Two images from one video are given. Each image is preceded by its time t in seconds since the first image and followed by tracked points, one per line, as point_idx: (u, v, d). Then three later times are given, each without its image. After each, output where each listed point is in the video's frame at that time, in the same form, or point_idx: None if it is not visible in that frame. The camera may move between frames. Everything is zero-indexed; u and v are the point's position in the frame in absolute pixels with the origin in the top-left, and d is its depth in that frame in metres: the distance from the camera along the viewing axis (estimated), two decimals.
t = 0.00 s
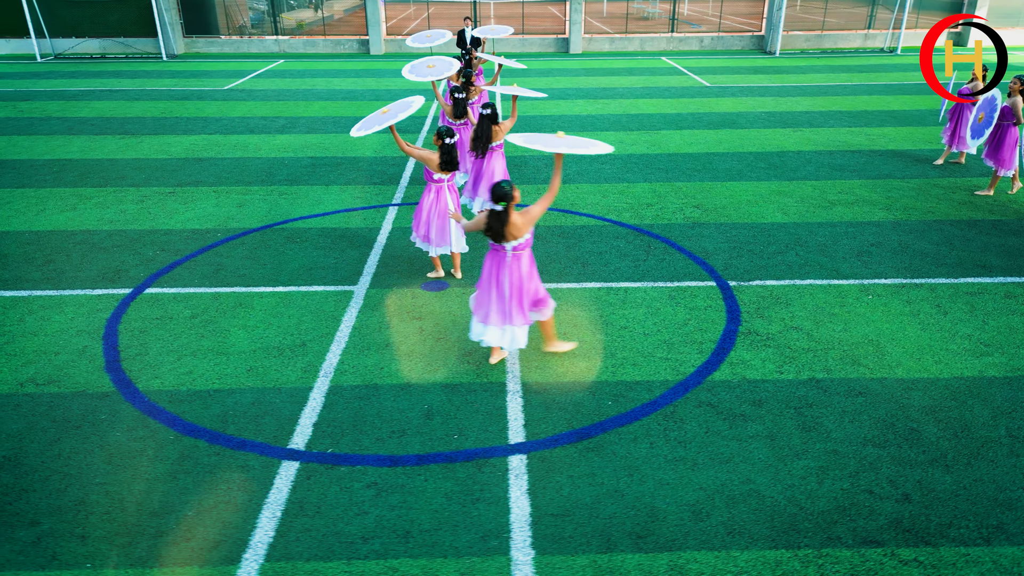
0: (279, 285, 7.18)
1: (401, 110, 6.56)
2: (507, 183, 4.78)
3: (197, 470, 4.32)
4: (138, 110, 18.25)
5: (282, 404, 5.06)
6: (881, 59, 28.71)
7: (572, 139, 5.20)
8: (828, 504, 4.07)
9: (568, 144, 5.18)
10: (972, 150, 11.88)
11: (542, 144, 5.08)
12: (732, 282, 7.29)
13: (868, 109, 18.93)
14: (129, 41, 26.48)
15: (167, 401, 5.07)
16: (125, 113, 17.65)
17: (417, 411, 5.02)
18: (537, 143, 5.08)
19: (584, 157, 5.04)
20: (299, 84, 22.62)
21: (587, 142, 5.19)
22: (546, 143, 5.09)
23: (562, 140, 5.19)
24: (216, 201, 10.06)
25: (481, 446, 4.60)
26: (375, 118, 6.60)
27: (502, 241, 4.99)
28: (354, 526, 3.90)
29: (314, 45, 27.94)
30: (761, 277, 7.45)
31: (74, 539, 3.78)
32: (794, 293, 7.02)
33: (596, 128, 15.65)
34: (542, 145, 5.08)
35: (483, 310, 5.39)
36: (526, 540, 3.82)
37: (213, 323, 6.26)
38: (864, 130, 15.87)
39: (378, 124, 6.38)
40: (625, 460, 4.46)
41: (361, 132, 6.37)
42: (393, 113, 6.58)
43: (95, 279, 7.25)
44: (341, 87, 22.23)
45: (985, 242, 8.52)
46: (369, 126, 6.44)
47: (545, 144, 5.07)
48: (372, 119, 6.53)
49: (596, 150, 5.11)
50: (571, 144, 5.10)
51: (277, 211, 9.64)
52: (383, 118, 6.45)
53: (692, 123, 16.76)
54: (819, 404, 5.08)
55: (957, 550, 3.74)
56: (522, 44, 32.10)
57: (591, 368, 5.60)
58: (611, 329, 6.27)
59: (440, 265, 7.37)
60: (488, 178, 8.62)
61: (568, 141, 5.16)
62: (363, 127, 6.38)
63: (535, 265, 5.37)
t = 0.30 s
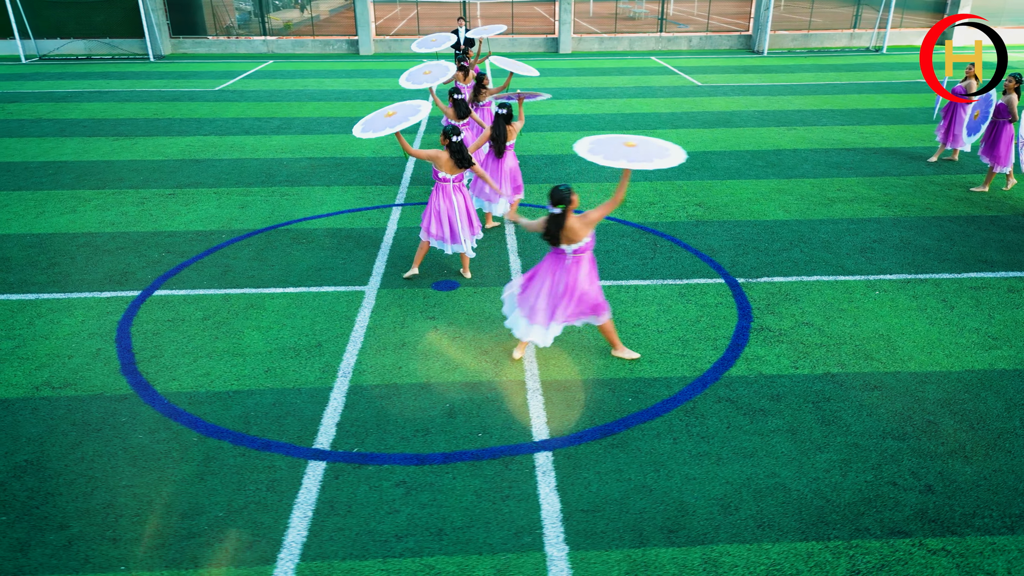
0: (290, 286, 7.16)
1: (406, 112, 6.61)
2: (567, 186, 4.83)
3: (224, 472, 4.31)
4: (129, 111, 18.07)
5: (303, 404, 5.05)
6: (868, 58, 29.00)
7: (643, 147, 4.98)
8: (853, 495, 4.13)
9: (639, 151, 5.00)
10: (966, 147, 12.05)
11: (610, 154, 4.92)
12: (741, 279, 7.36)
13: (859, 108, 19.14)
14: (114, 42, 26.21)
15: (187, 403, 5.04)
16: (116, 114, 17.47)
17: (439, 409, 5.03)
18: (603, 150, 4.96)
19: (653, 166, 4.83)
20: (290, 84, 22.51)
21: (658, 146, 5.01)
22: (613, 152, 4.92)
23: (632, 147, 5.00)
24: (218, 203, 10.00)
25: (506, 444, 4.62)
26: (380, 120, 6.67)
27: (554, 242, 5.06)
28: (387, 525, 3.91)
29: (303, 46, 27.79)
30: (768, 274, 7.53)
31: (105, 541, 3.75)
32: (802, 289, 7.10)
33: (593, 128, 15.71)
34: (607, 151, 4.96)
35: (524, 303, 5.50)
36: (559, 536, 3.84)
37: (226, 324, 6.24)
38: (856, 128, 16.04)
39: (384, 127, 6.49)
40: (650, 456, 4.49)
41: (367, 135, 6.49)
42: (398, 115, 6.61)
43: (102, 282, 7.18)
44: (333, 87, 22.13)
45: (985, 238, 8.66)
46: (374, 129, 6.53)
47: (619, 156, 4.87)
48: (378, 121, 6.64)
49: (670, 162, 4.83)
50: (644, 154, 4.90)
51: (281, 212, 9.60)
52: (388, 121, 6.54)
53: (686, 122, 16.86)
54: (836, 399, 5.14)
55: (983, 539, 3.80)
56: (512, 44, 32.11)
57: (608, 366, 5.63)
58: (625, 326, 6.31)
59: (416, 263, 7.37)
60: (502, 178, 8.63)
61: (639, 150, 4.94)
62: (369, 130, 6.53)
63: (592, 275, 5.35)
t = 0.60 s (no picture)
0: (297, 287, 7.14)
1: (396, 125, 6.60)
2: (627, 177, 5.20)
3: (247, 472, 4.30)
4: (118, 113, 17.90)
5: (321, 405, 5.05)
6: (853, 57, 29.29)
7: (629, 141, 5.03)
8: (873, 487, 4.19)
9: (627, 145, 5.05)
10: (957, 145, 12.23)
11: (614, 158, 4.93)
12: (746, 276, 7.44)
13: (848, 106, 19.34)
14: (99, 42, 25.93)
15: (204, 405, 5.02)
16: (106, 116, 17.29)
17: (457, 408, 5.05)
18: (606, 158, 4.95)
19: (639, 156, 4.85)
20: (281, 85, 22.39)
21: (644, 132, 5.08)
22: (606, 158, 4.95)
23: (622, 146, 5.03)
24: (217, 204, 9.94)
25: (527, 441, 4.64)
26: (369, 132, 6.58)
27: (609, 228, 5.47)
28: (415, 523, 3.92)
29: (290, 46, 27.65)
30: (772, 271, 7.60)
31: (132, 544, 3.73)
32: (807, 286, 7.18)
33: (587, 127, 15.77)
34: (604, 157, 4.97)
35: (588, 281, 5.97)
36: (587, 531, 3.87)
37: (236, 325, 6.21)
38: (847, 126, 16.21)
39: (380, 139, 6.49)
40: (671, 452, 4.53)
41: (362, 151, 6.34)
42: (390, 129, 6.56)
43: (106, 284, 7.11)
44: (324, 88, 22.03)
45: (981, 233, 8.79)
46: (369, 141, 6.43)
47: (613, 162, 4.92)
48: (370, 134, 6.53)
49: (652, 141, 4.85)
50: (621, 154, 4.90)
51: (282, 213, 9.56)
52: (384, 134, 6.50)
53: (679, 121, 16.96)
54: (849, 393, 5.22)
55: (1002, 527, 3.88)
56: (500, 44, 32.12)
57: (622, 363, 5.67)
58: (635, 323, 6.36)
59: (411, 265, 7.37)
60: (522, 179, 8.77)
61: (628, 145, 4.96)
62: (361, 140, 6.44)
63: (637, 277, 5.48)
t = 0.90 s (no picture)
0: (302, 288, 7.11)
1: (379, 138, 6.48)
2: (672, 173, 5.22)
3: (265, 474, 4.28)
4: (106, 114, 17.69)
5: (335, 406, 5.04)
6: (837, 56, 29.60)
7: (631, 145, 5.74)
8: (888, 480, 4.25)
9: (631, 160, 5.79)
10: (947, 142, 12.41)
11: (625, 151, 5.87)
12: (747, 273, 7.51)
13: (835, 105, 19.55)
14: (82, 43, 25.62)
15: (217, 407, 4.99)
16: (94, 118, 17.09)
17: (472, 406, 5.05)
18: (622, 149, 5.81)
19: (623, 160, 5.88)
20: (269, 86, 22.25)
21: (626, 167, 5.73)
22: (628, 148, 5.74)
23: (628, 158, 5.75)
24: (214, 206, 9.86)
25: (544, 439, 4.66)
26: (351, 146, 6.43)
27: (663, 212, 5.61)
28: (438, 521, 3.93)
29: (276, 47, 27.50)
30: (774, 268, 7.67)
31: (155, 547, 3.70)
32: (809, 282, 7.26)
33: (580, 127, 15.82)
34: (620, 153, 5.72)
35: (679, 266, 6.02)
36: (609, 527, 3.89)
37: (243, 327, 6.18)
38: (837, 125, 16.39)
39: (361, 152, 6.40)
40: (687, 447, 4.57)
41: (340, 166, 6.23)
42: (374, 143, 6.42)
43: (108, 287, 7.04)
44: (313, 88, 21.92)
45: (975, 229, 8.94)
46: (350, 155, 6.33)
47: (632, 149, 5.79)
48: (352, 148, 6.43)
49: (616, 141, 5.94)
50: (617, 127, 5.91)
51: (281, 214, 9.50)
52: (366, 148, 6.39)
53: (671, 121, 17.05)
54: (857, 387, 5.28)
55: (1017, 517, 3.94)
56: (487, 44, 32.11)
57: (633, 360, 5.70)
58: (642, 321, 6.39)
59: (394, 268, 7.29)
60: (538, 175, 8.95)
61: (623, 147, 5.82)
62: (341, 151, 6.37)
63: (635, 260, 5.60)
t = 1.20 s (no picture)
0: (302, 290, 7.07)
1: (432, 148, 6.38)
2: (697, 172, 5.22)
3: (278, 477, 4.26)
4: (91, 116, 17.47)
5: (344, 407, 5.02)
6: (820, 55, 29.87)
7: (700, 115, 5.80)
8: (898, 473, 4.31)
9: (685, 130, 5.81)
10: (934, 139, 12.59)
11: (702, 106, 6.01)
12: (746, 270, 7.57)
13: (821, 104, 19.77)
14: (63, 45, 25.29)
15: (225, 409, 4.95)
16: (79, 120, 16.87)
17: (482, 406, 5.05)
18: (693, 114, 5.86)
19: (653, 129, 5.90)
20: (256, 87, 22.09)
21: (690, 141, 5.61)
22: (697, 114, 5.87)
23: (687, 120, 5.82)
24: (208, 208, 9.78)
25: (556, 438, 4.67)
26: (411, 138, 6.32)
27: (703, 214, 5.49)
28: (455, 521, 3.93)
29: (260, 47, 27.30)
30: (772, 265, 7.74)
31: (173, 551, 3.67)
32: (807, 279, 7.34)
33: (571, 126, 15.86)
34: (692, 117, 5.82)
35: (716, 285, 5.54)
36: (627, 524, 3.91)
37: (247, 329, 6.14)
38: (824, 123, 16.57)
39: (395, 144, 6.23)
40: (698, 444, 4.60)
41: (380, 130, 6.16)
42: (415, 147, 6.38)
43: (105, 291, 6.96)
44: (300, 89, 21.79)
45: (966, 225, 9.07)
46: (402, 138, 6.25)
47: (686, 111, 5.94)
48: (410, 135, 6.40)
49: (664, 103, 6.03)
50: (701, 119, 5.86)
51: (276, 215, 9.44)
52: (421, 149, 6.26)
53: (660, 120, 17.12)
54: (862, 382, 5.35)
55: None
56: (473, 44, 32.07)
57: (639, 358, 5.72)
58: (646, 319, 6.43)
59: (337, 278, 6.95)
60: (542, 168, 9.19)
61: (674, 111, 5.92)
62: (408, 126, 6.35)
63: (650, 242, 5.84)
